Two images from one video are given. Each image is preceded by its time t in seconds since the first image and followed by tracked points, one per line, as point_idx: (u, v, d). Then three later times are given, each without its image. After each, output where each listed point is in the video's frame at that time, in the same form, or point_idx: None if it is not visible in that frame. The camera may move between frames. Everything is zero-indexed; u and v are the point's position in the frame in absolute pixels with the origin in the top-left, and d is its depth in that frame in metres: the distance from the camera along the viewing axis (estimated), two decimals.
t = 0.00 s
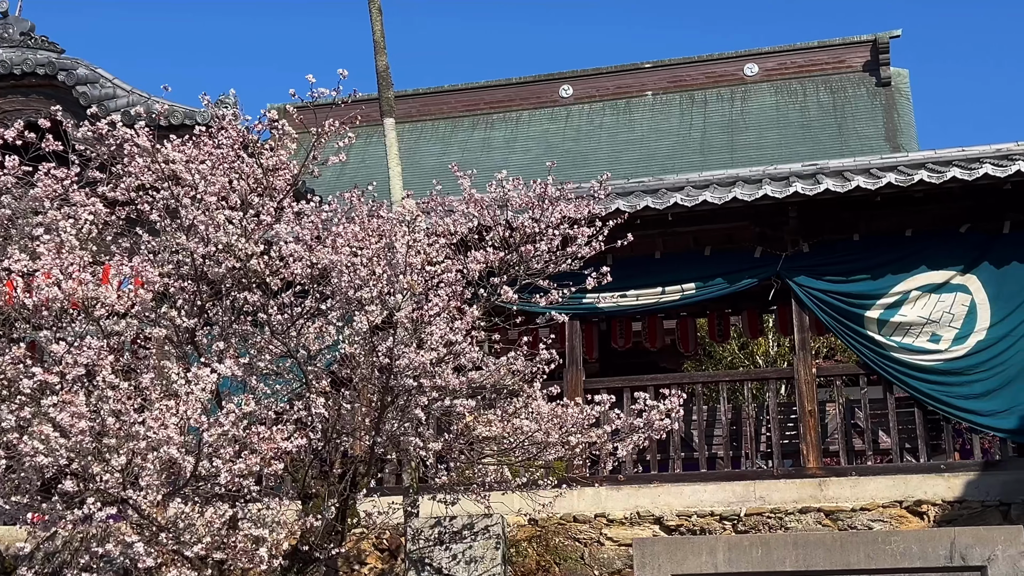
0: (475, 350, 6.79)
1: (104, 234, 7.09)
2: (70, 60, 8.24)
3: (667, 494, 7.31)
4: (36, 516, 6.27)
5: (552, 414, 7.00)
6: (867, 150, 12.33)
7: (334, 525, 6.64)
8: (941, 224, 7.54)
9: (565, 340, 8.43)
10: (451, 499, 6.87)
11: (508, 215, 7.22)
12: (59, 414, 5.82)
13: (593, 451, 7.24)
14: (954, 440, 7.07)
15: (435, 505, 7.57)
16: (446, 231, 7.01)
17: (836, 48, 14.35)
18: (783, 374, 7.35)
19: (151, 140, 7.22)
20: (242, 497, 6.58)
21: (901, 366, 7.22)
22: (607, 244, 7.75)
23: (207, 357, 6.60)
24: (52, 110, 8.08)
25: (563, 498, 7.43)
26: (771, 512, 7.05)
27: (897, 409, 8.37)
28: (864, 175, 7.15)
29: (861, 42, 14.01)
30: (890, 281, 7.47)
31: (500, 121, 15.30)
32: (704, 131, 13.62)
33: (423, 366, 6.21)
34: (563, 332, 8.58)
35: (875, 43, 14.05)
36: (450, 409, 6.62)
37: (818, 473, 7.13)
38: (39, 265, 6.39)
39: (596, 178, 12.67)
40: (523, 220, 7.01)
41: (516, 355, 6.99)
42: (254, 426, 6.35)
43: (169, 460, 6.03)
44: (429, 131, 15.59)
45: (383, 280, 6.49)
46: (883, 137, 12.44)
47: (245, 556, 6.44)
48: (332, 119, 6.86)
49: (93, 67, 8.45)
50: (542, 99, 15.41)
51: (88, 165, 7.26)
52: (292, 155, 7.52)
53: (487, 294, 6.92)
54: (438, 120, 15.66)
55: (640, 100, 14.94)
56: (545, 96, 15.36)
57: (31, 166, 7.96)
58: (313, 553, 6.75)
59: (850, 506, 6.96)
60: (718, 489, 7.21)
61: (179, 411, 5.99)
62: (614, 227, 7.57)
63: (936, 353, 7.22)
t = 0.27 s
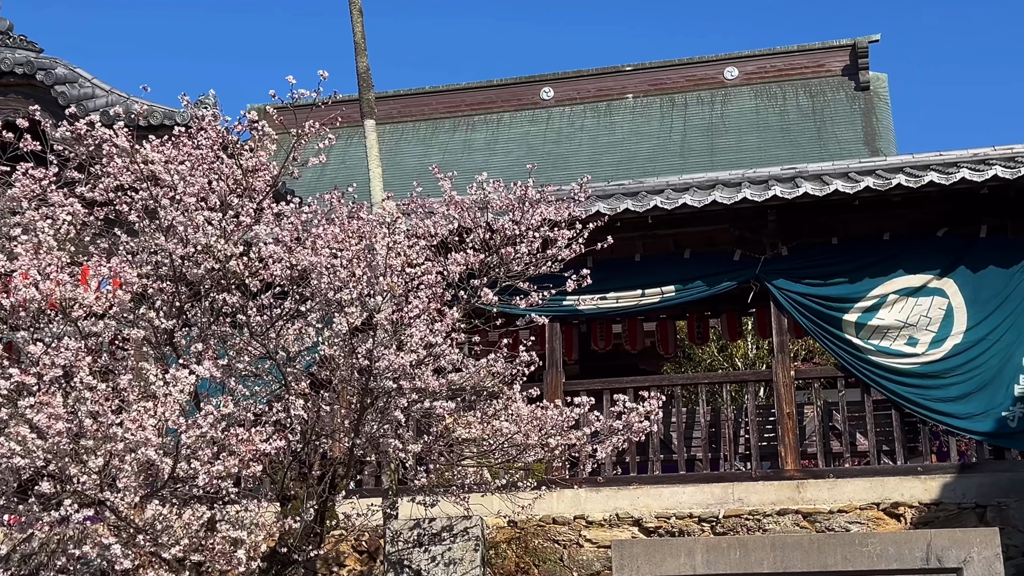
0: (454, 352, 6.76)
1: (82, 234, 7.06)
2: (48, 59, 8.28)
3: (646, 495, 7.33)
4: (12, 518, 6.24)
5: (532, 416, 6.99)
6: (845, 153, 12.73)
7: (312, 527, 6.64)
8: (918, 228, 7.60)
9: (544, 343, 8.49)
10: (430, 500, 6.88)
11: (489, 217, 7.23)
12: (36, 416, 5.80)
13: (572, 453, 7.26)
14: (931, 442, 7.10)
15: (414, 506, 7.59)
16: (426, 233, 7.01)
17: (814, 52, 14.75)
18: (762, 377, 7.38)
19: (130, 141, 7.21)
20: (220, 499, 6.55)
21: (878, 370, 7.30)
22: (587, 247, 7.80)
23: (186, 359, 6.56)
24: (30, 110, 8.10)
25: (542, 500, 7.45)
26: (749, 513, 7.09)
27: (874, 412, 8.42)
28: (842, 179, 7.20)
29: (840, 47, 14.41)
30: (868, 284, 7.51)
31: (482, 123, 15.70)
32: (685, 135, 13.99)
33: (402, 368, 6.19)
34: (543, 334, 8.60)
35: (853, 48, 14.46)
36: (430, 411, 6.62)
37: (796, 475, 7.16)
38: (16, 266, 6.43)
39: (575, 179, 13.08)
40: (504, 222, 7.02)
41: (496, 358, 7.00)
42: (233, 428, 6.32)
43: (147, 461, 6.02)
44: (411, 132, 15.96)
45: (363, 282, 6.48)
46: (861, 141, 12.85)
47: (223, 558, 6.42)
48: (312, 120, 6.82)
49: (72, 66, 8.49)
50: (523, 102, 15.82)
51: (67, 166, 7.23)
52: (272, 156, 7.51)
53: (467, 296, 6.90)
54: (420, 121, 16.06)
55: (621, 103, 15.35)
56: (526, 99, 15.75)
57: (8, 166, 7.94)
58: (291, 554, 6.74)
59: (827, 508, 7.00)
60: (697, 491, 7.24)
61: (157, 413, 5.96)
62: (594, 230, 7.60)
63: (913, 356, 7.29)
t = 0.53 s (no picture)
0: (435, 353, 6.76)
1: (61, 234, 7.04)
2: (27, 58, 8.31)
3: (625, 497, 7.34)
4: None
5: (513, 417, 7.00)
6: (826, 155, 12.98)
7: (292, 528, 6.63)
8: (897, 231, 7.66)
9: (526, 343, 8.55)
10: (411, 502, 6.85)
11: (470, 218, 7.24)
12: (13, 415, 5.77)
13: (552, 454, 7.29)
14: (909, 444, 7.14)
15: (394, 507, 7.59)
16: (408, 233, 7.02)
17: (795, 56, 15.04)
18: (741, 379, 7.42)
19: (110, 140, 7.19)
20: (199, 500, 6.53)
21: (856, 372, 7.34)
22: (568, 248, 7.82)
23: (165, 359, 6.53)
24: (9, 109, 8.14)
25: (522, 500, 7.47)
26: (729, 515, 7.11)
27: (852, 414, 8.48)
28: (822, 181, 7.24)
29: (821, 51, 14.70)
30: (847, 287, 7.56)
31: (464, 124, 15.93)
32: (666, 137, 14.23)
33: (383, 368, 6.18)
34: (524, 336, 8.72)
35: (834, 52, 14.78)
36: (410, 411, 6.62)
37: (775, 477, 7.19)
38: None
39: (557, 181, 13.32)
40: (485, 223, 7.03)
41: (476, 358, 7.00)
42: (213, 429, 6.28)
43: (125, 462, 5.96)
44: (394, 133, 16.15)
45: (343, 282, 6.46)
46: (842, 144, 13.11)
47: (201, 559, 6.38)
48: (293, 120, 6.81)
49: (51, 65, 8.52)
50: (504, 103, 16.06)
51: (46, 165, 7.21)
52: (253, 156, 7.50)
53: (448, 297, 6.90)
54: (402, 122, 16.30)
55: (602, 105, 15.62)
56: (508, 100, 16.01)
57: None
58: (270, 555, 6.72)
59: (806, 509, 7.03)
60: (677, 492, 7.26)
61: (136, 413, 5.93)
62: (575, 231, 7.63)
63: (891, 358, 7.34)
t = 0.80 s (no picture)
0: (416, 354, 6.75)
1: (40, 232, 7.00)
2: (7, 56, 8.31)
3: (606, 497, 7.35)
4: None
5: (493, 418, 7.00)
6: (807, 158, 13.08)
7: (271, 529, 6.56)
8: (877, 234, 7.70)
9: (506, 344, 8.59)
10: (391, 502, 6.84)
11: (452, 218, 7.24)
12: None
13: (533, 455, 7.30)
14: (888, 446, 7.20)
15: (373, 508, 7.53)
16: (389, 234, 7.01)
17: (777, 59, 15.15)
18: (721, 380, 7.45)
19: (90, 138, 7.15)
20: (178, 500, 6.50)
21: (836, 374, 7.38)
22: (550, 249, 7.82)
23: (144, 358, 6.49)
24: None
25: (503, 501, 7.44)
26: (709, 516, 7.13)
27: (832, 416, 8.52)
28: (802, 184, 7.27)
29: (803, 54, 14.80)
30: (827, 289, 7.60)
31: (447, 124, 15.94)
32: (649, 138, 14.30)
33: (364, 368, 6.17)
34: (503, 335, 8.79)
35: (816, 55, 14.86)
36: (391, 412, 6.60)
37: (755, 478, 7.22)
38: None
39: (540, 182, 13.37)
40: (467, 224, 7.03)
41: (458, 359, 6.99)
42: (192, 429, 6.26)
43: (103, 461, 5.91)
44: (376, 132, 16.14)
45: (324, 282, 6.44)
46: (823, 147, 13.22)
47: (179, 559, 6.33)
48: (274, 119, 6.79)
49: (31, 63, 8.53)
50: (487, 104, 16.08)
51: (25, 163, 7.17)
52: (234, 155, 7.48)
53: (429, 297, 6.89)
54: (385, 122, 16.28)
55: (585, 106, 15.66)
56: (491, 101, 16.03)
57: None
58: (249, 556, 6.69)
59: (786, 510, 7.06)
60: (658, 493, 7.26)
61: (114, 412, 5.88)
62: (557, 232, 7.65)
63: (871, 361, 7.39)
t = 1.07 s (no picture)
0: (397, 353, 6.74)
1: (19, 229, 6.95)
2: None
3: (586, 498, 7.36)
4: None
5: (474, 418, 6.99)
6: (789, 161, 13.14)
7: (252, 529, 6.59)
8: (857, 236, 7.74)
9: (489, 345, 8.64)
10: (371, 502, 6.84)
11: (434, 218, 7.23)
12: None
13: (514, 456, 7.30)
14: (867, 448, 7.22)
15: (353, 507, 7.52)
16: (371, 233, 6.99)
17: (760, 61, 15.21)
18: (703, 381, 7.47)
19: (70, 135, 7.11)
20: (157, 500, 6.46)
21: (816, 376, 7.41)
22: (532, 250, 7.83)
23: (123, 357, 6.44)
24: None
25: (484, 501, 7.43)
26: (689, 516, 7.14)
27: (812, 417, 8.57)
28: (784, 186, 7.29)
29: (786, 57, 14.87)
30: (808, 291, 7.63)
31: (429, 124, 15.94)
32: (632, 140, 14.35)
33: (345, 368, 6.14)
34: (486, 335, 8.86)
35: (798, 57, 14.93)
36: (372, 412, 6.59)
37: (736, 479, 7.24)
38: None
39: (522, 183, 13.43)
40: (450, 224, 7.02)
41: (439, 359, 6.98)
42: (171, 428, 6.23)
43: (81, 460, 5.88)
44: (359, 131, 16.13)
45: (305, 281, 6.41)
46: (805, 149, 13.28)
47: (159, 559, 6.24)
48: (256, 117, 6.75)
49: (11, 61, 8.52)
50: (470, 104, 16.09)
51: (4, 159, 7.13)
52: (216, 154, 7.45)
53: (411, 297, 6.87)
54: (368, 121, 16.26)
55: (568, 107, 15.68)
56: (474, 101, 16.04)
57: None
58: (228, 556, 6.65)
59: (766, 511, 7.08)
60: (639, 494, 7.28)
61: (93, 411, 5.84)
62: (540, 233, 7.65)
63: (851, 363, 7.43)
